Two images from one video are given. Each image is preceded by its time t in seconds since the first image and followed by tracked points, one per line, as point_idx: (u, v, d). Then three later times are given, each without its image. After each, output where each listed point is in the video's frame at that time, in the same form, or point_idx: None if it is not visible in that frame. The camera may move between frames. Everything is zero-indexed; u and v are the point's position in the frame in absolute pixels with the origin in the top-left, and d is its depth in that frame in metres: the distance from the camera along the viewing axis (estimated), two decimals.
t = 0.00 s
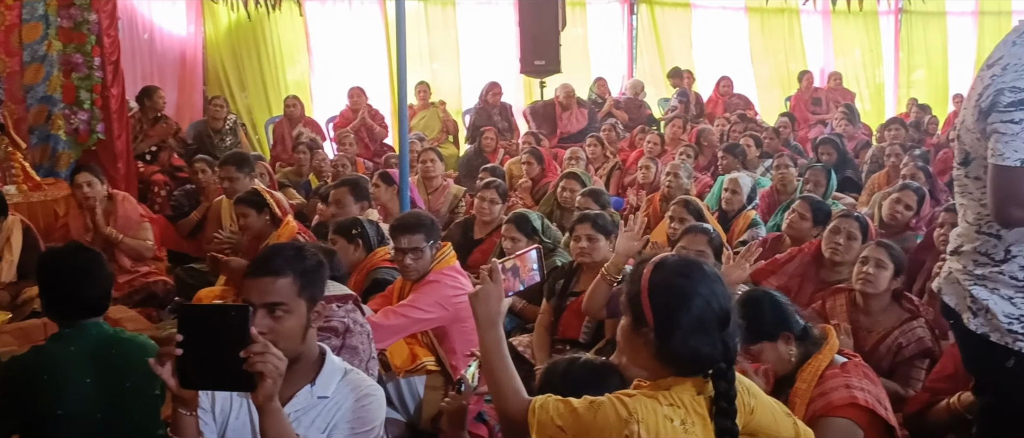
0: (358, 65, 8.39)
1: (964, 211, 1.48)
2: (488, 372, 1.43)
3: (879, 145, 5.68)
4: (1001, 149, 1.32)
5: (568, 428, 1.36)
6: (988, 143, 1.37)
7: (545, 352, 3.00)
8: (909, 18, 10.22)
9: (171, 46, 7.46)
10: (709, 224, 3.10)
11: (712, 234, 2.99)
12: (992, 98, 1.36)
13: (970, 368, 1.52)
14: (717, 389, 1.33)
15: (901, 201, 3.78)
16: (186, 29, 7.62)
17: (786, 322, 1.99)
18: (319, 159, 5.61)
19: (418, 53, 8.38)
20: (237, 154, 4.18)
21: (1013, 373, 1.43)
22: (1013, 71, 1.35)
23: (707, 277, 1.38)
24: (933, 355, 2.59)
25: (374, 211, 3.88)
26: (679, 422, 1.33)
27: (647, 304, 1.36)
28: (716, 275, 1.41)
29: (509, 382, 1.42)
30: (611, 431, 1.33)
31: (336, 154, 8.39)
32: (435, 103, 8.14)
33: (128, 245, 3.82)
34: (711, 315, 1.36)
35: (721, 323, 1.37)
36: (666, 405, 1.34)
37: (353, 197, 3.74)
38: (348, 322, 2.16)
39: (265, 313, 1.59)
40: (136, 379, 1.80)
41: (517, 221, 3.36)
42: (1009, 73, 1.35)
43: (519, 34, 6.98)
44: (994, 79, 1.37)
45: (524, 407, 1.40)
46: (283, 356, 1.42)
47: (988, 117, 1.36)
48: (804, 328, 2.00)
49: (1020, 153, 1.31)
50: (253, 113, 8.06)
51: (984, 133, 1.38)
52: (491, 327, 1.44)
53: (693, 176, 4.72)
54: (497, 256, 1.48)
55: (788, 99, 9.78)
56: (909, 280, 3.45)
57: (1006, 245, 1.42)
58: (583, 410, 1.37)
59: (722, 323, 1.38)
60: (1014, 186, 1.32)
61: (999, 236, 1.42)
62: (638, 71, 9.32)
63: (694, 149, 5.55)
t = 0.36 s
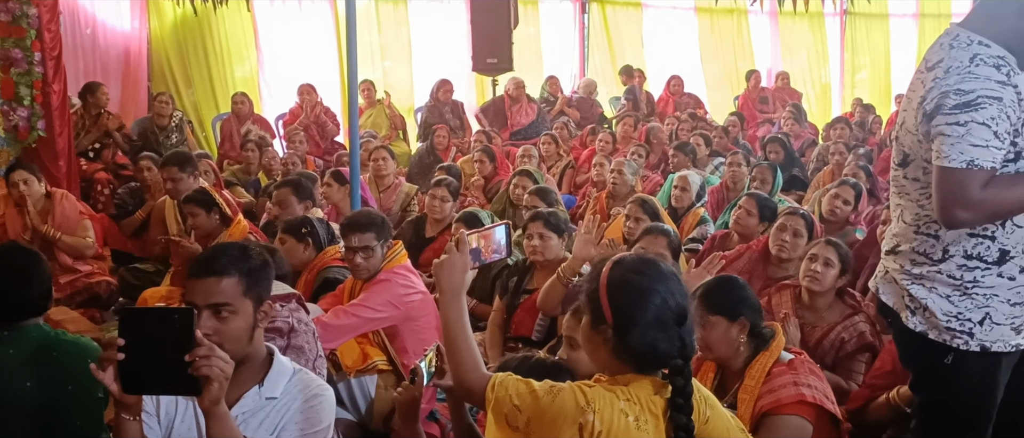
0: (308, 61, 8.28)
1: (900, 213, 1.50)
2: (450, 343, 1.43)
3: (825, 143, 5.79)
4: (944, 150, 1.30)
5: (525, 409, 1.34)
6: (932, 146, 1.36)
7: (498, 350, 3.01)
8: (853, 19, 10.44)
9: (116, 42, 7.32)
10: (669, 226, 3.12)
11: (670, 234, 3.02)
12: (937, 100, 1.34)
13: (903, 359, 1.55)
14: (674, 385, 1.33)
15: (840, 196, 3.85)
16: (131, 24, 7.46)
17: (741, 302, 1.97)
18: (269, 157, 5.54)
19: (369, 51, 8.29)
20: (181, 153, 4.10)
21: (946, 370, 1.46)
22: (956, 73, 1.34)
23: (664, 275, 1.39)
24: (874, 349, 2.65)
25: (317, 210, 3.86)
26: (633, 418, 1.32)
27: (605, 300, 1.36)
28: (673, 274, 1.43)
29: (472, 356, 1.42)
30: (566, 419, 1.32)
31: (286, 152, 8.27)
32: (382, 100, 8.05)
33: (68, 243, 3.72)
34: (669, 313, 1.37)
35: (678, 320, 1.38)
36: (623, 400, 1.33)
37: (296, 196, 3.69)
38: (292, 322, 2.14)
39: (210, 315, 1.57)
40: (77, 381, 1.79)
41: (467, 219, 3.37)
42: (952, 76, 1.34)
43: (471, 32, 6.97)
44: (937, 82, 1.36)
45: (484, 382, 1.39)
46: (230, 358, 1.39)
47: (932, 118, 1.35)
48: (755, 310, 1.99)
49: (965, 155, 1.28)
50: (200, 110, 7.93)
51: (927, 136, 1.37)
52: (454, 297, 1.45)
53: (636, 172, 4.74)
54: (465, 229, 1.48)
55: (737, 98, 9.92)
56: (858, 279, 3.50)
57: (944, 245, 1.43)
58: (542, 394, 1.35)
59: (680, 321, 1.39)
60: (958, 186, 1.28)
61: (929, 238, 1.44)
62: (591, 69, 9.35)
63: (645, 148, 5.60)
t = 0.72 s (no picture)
0: (265, 59, 8.11)
1: (853, 214, 1.50)
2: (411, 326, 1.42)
3: (782, 142, 5.87)
4: (901, 148, 1.31)
5: (487, 399, 1.33)
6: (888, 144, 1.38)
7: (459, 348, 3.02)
8: (809, 20, 10.60)
9: (68, 38, 7.21)
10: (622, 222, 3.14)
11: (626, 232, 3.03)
12: (894, 99, 1.36)
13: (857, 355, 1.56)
14: (634, 384, 1.34)
15: (780, 190, 3.97)
16: (83, 19, 7.35)
17: (708, 292, 2.04)
18: (227, 155, 5.46)
19: (329, 48, 8.22)
20: (139, 151, 4.04)
21: (901, 366, 1.47)
22: (911, 73, 1.36)
23: (626, 274, 1.40)
24: (826, 343, 2.69)
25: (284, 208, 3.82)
26: (592, 416, 1.33)
27: (567, 299, 1.36)
28: (636, 273, 1.44)
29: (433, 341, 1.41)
30: (527, 412, 1.31)
31: (243, 149, 8.16)
32: (340, 98, 7.99)
33: (21, 244, 3.65)
34: (630, 313, 1.37)
35: (639, 319, 1.39)
36: (584, 398, 1.34)
37: (262, 193, 3.65)
38: (242, 322, 2.12)
39: (167, 315, 1.54)
40: (28, 384, 1.76)
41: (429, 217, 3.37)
42: (906, 75, 1.36)
43: (432, 30, 6.95)
44: (892, 82, 1.38)
45: (447, 368, 1.38)
46: (185, 361, 1.38)
47: (888, 117, 1.36)
48: (719, 302, 2.05)
49: (922, 152, 1.30)
50: (154, 106, 7.82)
51: (883, 135, 1.38)
52: (418, 279, 1.44)
53: (585, 171, 4.76)
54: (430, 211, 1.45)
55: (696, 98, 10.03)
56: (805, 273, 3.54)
57: (897, 243, 1.43)
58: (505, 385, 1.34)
59: (641, 320, 1.40)
60: (917, 183, 1.29)
61: (882, 236, 1.45)
62: (552, 67, 9.37)
63: (606, 147, 5.62)
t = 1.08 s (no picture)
0: (214, 56, 8.00)
1: (802, 210, 1.53)
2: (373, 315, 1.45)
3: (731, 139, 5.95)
4: (849, 145, 1.34)
5: (434, 389, 1.35)
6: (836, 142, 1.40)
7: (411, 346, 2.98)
8: (758, 20, 10.75)
9: (8, 34, 7.06)
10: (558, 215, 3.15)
11: (562, 223, 3.05)
12: (842, 97, 1.38)
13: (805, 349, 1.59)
14: (578, 382, 1.35)
15: (716, 185, 4.03)
16: (23, 14, 7.18)
17: (665, 286, 2.04)
18: (174, 154, 5.36)
19: (279, 45, 8.11)
20: (85, 148, 3.94)
21: (848, 358, 1.50)
22: (858, 71, 1.39)
23: (573, 273, 1.40)
24: (769, 332, 2.74)
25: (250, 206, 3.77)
26: (536, 411, 1.34)
27: (513, 296, 1.37)
28: (585, 273, 1.44)
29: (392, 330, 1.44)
30: (472, 402, 1.33)
31: (191, 148, 8.02)
32: (291, 96, 7.89)
33: None
34: (576, 311, 1.38)
35: (584, 318, 1.39)
36: (528, 392, 1.35)
37: (230, 189, 3.60)
38: (189, 324, 2.07)
39: (123, 317, 1.50)
40: None
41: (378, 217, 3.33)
42: (853, 74, 1.39)
43: (384, 27, 6.90)
44: (840, 81, 1.40)
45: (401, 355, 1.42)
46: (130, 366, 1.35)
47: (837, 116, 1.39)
48: (673, 291, 2.05)
49: (870, 149, 1.32)
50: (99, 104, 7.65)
51: (833, 132, 1.41)
52: (383, 272, 1.45)
53: (532, 169, 4.78)
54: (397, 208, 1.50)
55: (649, 96, 10.12)
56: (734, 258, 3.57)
57: (844, 238, 1.46)
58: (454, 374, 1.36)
59: (586, 319, 1.40)
60: (865, 179, 1.32)
61: (829, 232, 1.47)
62: (505, 66, 9.39)
63: (559, 144, 5.64)
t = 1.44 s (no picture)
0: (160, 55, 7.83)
1: (756, 204, 1.54)
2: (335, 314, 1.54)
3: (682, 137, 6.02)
4: (802, 138, 1.36)
5: (388, 385, 1.35)
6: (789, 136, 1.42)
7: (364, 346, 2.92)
8: (708, 19, 10.88)
9: None
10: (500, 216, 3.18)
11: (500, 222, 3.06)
12: (796, 92, 1.40)
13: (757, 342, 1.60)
14: (530, 378, 1.35)
15: (669, 183, 4.06)
16: None
17: (616, 285, 2.05)
18: (119, 154, 5.24)
19: (226, 44, 7.97)
20: (26, 148, 3.83)
21: (799, 351, 1.52)
22: (811, 67, 1.40)
23: (523, 271, 1.39)
24: (719, 328, 2.77)
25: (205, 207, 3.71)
26: (486, 402, 1.34)
27: (465, 293, 1.37)
28: (537, 271, 1.44)
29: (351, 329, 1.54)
30: (422, 396, 1.33)
31: (137, 148, 7.86)
32: (245, 95, 7.78)
33: None
34: (524, 309, 1.37)
35: (535, 315, 1.39)
36: (479, 385, 1.35)
37: (185, 190, 3.53)
38: (140, 329, 2.01)
39: (74, 324, 1.46)
40: None
41: (330, 218, 3.27)
42: (807, 70, 1.41)
43: (335, 26, 6.84)
44: (794, 76, 1.42)
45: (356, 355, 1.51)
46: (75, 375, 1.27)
47: (790, 110, 1.40)
48: (624, 292, 2.05)
49: (821, 143, 1.34)
50: (40, 104, 7.46)
51: (785, 127, 1.43)
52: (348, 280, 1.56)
53: (487, 168, 4.77)
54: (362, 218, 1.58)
55: (601, 95, 10.18)
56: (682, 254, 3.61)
57: (796, 232, 1.48)
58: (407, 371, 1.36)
59: (537, 316, 1.39)
60: (816, 174, 1.34)
61: (782, 226, 1.49)
62: (456, 65, 9.39)
63: (512, 143, 5.64)
